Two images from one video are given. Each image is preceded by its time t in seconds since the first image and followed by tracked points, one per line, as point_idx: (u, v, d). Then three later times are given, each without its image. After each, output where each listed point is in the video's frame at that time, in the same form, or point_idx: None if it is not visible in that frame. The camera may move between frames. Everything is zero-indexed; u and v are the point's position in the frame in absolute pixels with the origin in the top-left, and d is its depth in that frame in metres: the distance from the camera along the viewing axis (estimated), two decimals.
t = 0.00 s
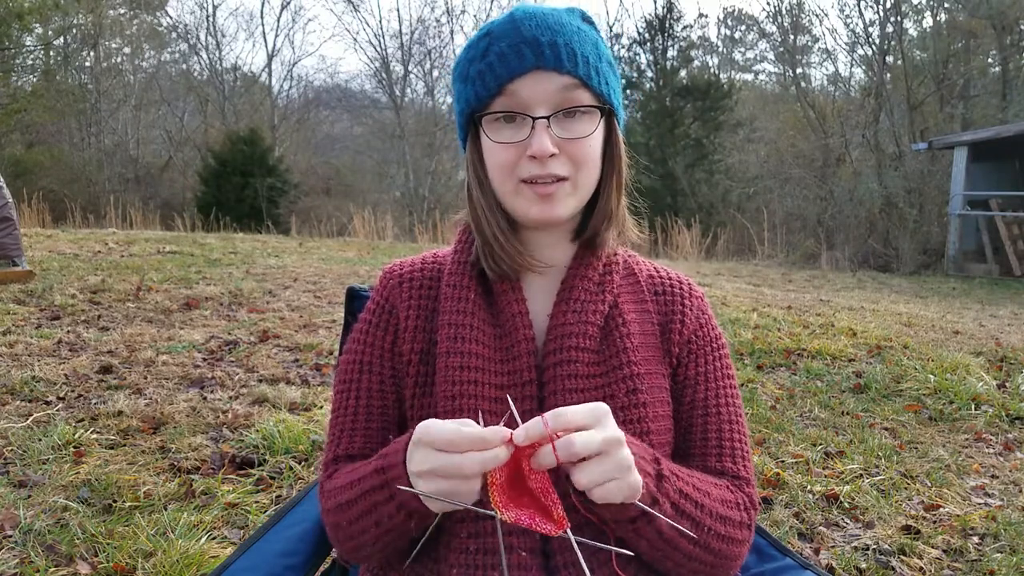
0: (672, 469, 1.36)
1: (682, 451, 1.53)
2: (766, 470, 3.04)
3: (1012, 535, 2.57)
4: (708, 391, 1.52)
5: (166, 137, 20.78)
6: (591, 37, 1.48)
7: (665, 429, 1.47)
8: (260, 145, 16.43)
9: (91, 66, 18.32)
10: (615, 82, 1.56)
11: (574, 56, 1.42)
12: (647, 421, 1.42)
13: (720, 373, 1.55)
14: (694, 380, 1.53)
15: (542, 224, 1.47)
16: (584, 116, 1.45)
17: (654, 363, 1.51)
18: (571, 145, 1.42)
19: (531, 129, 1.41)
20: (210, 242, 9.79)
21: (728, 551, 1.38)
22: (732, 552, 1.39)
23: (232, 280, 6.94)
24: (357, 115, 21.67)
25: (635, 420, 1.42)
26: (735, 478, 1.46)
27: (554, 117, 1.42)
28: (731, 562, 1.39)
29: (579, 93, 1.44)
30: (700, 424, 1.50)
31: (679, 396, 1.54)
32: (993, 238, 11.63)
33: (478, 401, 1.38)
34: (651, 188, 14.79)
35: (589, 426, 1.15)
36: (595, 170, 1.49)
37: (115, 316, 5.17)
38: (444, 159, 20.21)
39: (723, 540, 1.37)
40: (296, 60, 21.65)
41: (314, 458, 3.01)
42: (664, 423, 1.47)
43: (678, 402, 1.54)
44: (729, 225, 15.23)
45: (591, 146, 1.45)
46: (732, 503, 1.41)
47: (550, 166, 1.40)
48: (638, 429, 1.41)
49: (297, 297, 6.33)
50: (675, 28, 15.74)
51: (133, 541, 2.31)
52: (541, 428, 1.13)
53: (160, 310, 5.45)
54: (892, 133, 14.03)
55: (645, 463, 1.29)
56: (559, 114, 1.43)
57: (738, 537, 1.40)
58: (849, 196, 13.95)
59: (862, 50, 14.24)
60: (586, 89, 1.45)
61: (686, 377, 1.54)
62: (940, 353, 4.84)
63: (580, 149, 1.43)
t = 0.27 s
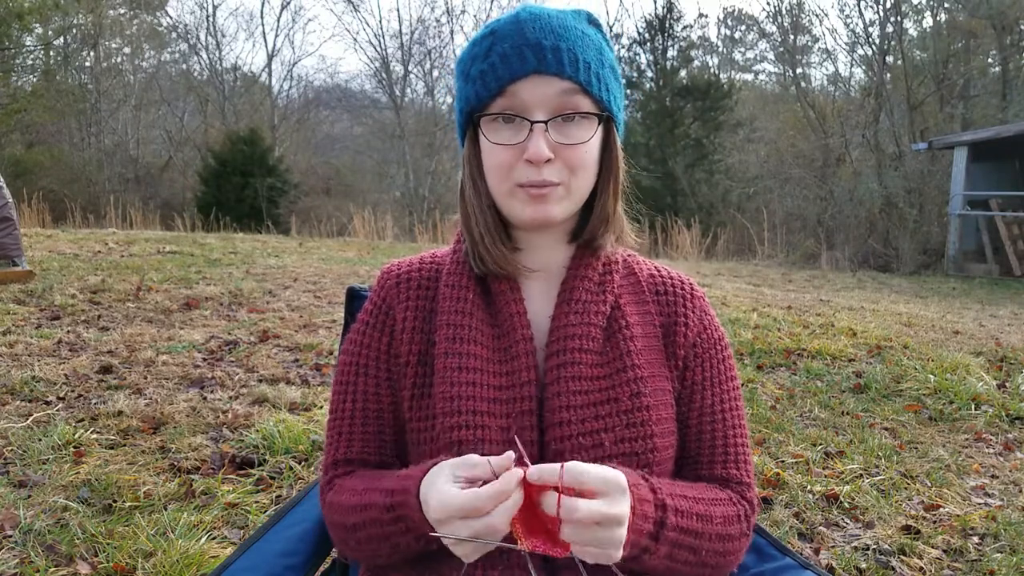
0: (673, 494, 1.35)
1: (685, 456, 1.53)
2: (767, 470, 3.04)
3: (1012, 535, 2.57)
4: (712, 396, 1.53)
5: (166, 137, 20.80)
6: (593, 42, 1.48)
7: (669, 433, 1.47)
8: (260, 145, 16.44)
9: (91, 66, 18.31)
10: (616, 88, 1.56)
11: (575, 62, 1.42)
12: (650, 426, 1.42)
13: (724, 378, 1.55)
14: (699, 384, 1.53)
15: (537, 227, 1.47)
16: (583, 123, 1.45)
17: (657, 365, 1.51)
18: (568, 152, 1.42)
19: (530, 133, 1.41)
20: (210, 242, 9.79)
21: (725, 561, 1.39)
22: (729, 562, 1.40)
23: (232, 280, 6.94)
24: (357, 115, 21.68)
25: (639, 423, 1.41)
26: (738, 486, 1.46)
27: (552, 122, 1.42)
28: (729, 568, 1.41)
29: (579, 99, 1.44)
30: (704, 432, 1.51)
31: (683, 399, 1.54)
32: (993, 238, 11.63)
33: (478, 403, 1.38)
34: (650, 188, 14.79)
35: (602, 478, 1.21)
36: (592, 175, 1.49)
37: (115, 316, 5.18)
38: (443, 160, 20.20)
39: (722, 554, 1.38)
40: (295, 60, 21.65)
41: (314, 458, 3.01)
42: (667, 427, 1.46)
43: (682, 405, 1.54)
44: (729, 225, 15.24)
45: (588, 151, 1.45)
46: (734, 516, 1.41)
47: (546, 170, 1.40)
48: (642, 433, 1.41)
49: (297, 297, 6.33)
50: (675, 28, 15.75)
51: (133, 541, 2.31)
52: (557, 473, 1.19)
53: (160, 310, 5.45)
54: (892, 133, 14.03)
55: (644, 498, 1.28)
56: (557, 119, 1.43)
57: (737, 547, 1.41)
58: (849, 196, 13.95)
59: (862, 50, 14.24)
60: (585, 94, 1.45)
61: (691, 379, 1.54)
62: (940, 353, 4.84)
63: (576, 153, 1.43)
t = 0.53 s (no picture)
0: (678, 488, 1.36)
1: (686, 454, 1.53)
2: (767, 470, 3.04)
3: (1012, 535, 2.57)
4: (713, 396, 1.52)
5: (166, 137, 20.81)
6: (594, 42, 1.47)
7: (670, 432, 1.47)
8: (260, 145, 16.43)
9: (91, 66, 18.30)
10: (616, 88, 1.56)
11: (575, 61, 1.42)
12: (651, 425, 1.42)
13: (724, 378, 1.55)
14: (700, 384, 1.53)
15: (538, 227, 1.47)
16: (583, 122, 1.45)
17: (657, 365, 1.51)
18: (568, 152, 1.42)
19: (529, 132, 1.41)
20: (210, 242, 9.79)
21: (728, 558, 1.40)
22: (732, 560, 1.40)
23: (232, 280, 6.93)
24: (357, 115, 21.68)
25: (640, 422, 1.41)
26: (739, 485, 1.47)
27: (552, 121, 1.42)
28: (729, 566, 1.41)
29: (578, 98, 1.44)
30: (705, 432, 1.51)
31: (683, 399, 1.54)
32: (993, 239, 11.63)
33: (478, 404, 1.38)
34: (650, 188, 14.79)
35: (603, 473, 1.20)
36: (591, 175, 1.49)
37: (115, 316, 5.17)
38: (443, 160, 20.19)
39: (725, 551, 1.38)
40: (296, 60, 21.65)
41: (314, 458, 3.01)
42: (668, 426, 1.46)
43: (682, 405, 1.54)
44: (729, 225, 15.24)
45: (588, 152, 1.45)
46: (736, 514, 1.41)
47: (546, 170, 1.40)
48: (643, 432, 1.41)
49: (297, 297, 6.33)
50: (675, 28, 15.74)
51: (133, 541, 2.31)
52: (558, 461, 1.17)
53: (160, 310, 5.45)
54: (892, 133, 14.03)
55: (650, 490, 1.29)
56: (556, 119, 1.43)
57: (738, 545, 1.41)
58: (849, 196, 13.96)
59: (862, 50, 14.24)
60: (585, 94, 1.45)
61: (691, 379, 1.54)
62: (940, 353, 4.84)
63: (576, 153, 1.43)
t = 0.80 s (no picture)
0: (685, 485, 1.36)
1: (685, 453, 1.53)
2: (767, 470, 3.04)
3: (1012, 535, 2.57)
4: (712, 395, 1.53)
5: (166, 137, 20.82)
6: (593, 40, 1.48)
7: (670, 431, 1.47)
8: (260, 145, 16.44)
9: (91, 66, 18.29)
10: (615, 88, 1.56)
11: (575, 61, 1.42)
12: (651, 425, 1.42)
13: (725, 378, 1.55)
14: (699, 384, 1.53)
15: (537, 227, 1.47)
16: (582, 122, 1.45)
17: (657, 366, 1.51)
18: (567, 151, 1.41)
19: (528, 131, 1.41)
20: (210, 242, 9.79)
21: (728, 557, 1.40)
22: (732, 559, 1.41)
23: (232, 280, 6.93)
24: (357, 115, 21.68)
25: (640, 422, 1.41)
26: (739, 485, 1.47)
27: (551, 120, 1.42)
28: (729, 564, 1.41)
29: (578, 98, 1.43)
30: (704, 432, 1.51)
31: (683, 398, 1.54)
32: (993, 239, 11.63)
33: (477, 403, 1.38)
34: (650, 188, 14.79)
35: (618, 488, 1.20)
36: (591, 174, 1.49)
37: (115, 316, 5.17)
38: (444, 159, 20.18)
39: (726, 549, 1.39)
40: (295, 60, 21.65)
41: (314, 458, 3.01)
42: (668, 425, 1.46)
43: (682, 405, 1.54)
44: (729, 225, 15.24)
45: (587, 151, 1.45)
46: (738, 512, 1.41)
47: (545, 169, 1.40)
48: (643, 431, 1.41)
49: (297, 297, 6.33)
50: (675, 28, 15.74)
51: (133, 541, 2.31)
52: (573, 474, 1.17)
53: (160, 310, 5.45)
54: (892, 133, 14.03)
55: (658, 481, 1.29)
56: (555, 118, 1.43)
57: (740, 544, 1.41)
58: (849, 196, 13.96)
59: (862, 50, 14.24)
60: (584, 94, 1.44)
61: (691, 380, 1.54)
62: (940, 353, 4.84)
63: (575, 153, 1.43)
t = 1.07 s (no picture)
0: (682, 484, 1.36)
1: (685, 454, 1.53)
2: (767, 470, 3.04)
3: (1012, 535, 2.58)
4: (712, 395, 1.53)
5: (166, 137, 20.81)
6: (593, 42, 1.48)
7: (669, 432, 1.47)
8: (260, 145, 16.44)
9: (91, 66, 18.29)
10: (616, 89, 1.56)
11: (575, 62, 1.42)
12: (651, 425, 1.42)
13: (725, 380, 1.56)
14: (699, 385, 1.53)
15: (537, 227, 1.47)
16: (582, 123, 1.45)
17: (657, 366, 1.51)
18: (567, 151, 1.41)
19: (528, 131, 1.41)
20: (210, 242, 9.78)
21: (727, 558, 1.40)
22: (732, 559, 1.41)
23: (232, 280, 6.93)
24: (357, 115, 21.67)
25: (639, 423, 1.41)
26: (739, 485, 1.47)
27: (550, 121, 1.42)
28: (729, 564, 1.41)
29: (577, 99, 1.43)
30: (704, 432, 1.51)
31: (683, 399, 1.54)
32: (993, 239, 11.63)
33: (477, 404, 1.38)
34: (650, 188, 14.79)
35: (623, 486, 1.20)
36: (591, 174, 1.49)
37: (115, 316, 5.17)
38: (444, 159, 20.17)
39: (725, 550, 1.39)
40: (295, 60, 21.65)
41: (314, 458, 3.01)
42: (667, 426, 1.46)
43: (681, 405, 1.54)
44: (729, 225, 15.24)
45: (587, 151, 1.45)
46: (737, 512, 1.42)
47: (545, 169, 1.40)
48: (642, 432, 1.41)
49: (297, 297, 6.33)
50: (675, 28, 15.74)
51: (133, 541, 2.31)
52: (576, 477, 1.16)
53: (160, 310, 5.45)
54: (892, 133, 14.02)
55: (656, 481, 1.29)
56: (555, 118, 1.43)
57: (739, 544, 1.41)
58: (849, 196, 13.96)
59: (862, 50, 14.24)
60: (584, 94, 1.44)
61: (691, 380, 1.54)
62: (940, 353, 4.84)
63: (574, 153, 1.42)
